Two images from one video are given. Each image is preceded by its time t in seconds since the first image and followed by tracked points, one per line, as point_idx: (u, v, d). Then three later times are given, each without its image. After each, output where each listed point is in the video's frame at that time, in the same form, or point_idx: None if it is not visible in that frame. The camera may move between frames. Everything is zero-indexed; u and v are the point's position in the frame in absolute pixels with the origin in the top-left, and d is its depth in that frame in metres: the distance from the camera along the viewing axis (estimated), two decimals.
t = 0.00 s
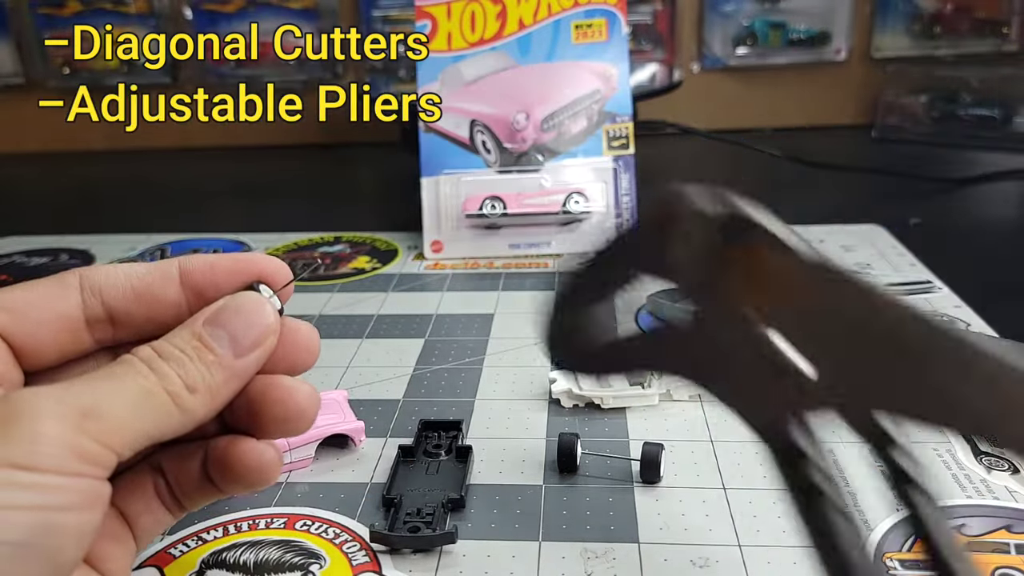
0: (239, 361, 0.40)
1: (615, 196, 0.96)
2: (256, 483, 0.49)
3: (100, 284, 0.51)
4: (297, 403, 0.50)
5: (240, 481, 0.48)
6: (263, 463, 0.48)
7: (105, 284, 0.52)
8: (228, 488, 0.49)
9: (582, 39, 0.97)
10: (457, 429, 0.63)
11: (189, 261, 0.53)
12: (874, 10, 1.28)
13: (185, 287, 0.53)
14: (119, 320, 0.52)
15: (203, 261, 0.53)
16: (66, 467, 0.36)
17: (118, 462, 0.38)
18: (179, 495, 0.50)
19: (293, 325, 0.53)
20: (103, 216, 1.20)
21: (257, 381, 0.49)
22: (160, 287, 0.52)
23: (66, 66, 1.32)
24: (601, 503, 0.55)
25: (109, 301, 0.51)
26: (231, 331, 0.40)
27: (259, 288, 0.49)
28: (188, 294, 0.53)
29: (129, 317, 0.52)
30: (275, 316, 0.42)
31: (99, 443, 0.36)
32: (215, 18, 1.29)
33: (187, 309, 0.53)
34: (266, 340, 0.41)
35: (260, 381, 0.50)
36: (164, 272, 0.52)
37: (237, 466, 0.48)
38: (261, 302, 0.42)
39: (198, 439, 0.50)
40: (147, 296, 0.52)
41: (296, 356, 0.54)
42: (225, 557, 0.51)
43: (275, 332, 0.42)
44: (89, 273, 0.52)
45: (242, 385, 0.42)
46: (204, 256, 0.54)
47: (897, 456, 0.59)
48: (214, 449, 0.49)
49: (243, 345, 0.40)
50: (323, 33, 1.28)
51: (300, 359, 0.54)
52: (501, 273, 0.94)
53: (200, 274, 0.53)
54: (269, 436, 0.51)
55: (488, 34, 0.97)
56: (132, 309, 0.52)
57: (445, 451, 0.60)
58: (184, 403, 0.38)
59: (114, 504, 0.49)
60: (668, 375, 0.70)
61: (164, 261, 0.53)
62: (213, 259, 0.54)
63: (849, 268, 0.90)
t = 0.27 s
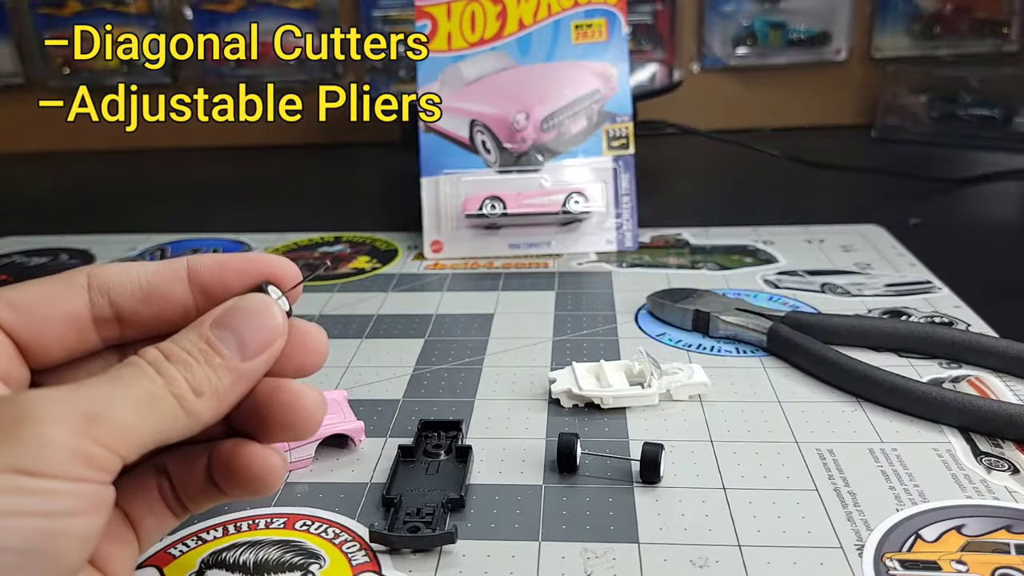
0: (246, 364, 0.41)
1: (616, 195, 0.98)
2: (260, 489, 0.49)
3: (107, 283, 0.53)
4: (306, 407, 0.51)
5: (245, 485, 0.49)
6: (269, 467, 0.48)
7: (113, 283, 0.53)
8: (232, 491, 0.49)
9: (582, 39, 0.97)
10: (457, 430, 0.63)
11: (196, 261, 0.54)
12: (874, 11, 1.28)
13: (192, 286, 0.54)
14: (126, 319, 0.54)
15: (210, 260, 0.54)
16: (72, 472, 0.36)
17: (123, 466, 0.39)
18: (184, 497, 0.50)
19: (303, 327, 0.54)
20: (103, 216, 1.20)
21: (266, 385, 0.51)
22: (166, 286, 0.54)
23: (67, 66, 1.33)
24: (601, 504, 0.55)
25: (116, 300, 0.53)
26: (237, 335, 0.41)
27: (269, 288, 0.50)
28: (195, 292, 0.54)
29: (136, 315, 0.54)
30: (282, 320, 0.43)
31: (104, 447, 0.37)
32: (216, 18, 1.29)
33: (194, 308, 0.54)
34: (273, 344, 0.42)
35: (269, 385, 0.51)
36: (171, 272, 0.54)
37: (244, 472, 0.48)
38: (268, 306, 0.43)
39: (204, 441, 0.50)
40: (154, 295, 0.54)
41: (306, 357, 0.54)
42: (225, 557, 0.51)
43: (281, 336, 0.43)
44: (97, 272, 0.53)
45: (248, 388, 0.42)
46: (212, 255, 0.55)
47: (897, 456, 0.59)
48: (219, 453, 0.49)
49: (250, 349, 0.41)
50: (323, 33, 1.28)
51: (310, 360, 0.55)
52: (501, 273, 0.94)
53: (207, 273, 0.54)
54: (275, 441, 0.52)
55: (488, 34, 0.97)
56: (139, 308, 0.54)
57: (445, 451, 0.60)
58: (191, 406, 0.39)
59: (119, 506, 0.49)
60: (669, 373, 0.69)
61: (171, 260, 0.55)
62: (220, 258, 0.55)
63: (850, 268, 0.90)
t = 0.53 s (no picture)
0: (250, 370, 0.41)
1: (615, 195, 0.98)
2: (263, 493, 0.49)
3: (112, 286, 0.53)
4: (308, 410, 0.51)
5: (247, 489, 0.49)
6: (271, 472, 0.49)
7: (118, 286, 0.53)
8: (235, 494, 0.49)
9: (582, 39, 0.97)
10: (457, 429, 0.63)
11: (202, 264, 0.55)
12: (874, 11, 1.28)
13: (197, 289, 0.54)
14: (131, 321, 0.54)
15: (216, 264, 0.55)
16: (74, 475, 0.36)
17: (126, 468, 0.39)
18: (186, 500, 0.50)
19: (306, 332, 0.55)
20: (103, 216, 1.20)
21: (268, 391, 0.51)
22: (171, 289, 0.54)
23: (67, 66, 1.33)
24: (601, 504, 0.55)
25: (122, 303, 0.53)
26: (242, 340, 0.41)
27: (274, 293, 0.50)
28: (200, 296, 0.54)
29: (140, 318, 0.54)
30: (287, 325, 0.44)
31: (105, 449, 0.37)
32: (216, 18, 1.29)
33: (198, 311, 0.55)
34: (278, 350, 0.42)
35: (273, 389, 0.51)
36: (176, 275, 0.54)
37: (247, 476, 0.49)
38: (273, 311, 0.43)
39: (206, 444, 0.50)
40: (159, 298, 0.54)
41: (309, 362, 0.55)
42: (225, 557, 0.51)
43: (286, 342, 0.43)
44: (102, 274, 0.54)
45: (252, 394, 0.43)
46: (216, 258, 0.55)
47: (897, 456, 0.59)
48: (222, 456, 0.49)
49: (255, 354, 0.41)
50: (323, 33, 1.28)
51: (314, 365, 0.55)
52: (501, 273, 0.94)
53: (212, 277, 0.54)
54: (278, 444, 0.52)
55: (488, 34, 0.97)
56: (144, 311, 0.54)
57: (445, 451, 0.60)
58: (195, 411, 0.39)
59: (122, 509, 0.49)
60: (669, 373, 0.69)
61: (176, 262, 0.55)
62: (225, 263, 0.55)
63: (850, 268, 0.90)
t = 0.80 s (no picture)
0: (261, 380, 0.41)
1: (615, 195, 0.98)
2: (268, 501, 0.50)
3: (121, 288, 0.53)
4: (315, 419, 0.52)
5: (253, 497, 0.49)
6: (278, 482, 0.49)
7: (127, 288, 0.54)
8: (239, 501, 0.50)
9: (582, 38, 0.97)
10: (457, 429, 0.63)
11: (213, 266, 0.54)
12: (874, 11, 1.28)
13: (207, 292, 0.54)
14: (139, 323, 0.55)
15: (227, 268, 0.54)
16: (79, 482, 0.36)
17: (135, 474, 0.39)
18: (189, 505, 0.50)
19: (320, 337, 0.55)
20: (103, 216, 1.20)
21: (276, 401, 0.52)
22: (181, 292, 0.54)
23: (67, 66, 1.33)
24: (601, 504, 0.55)
25: (130, 305, 0.54)
26: (255, 348, 0.40)
27: (287, 295, 0.49)
28: (209, 299, 0.54)
29: (148, 320, 0.55)
30: (301, 333, 0.43)
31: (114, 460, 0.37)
32: (216, 18, 1.29)
33: (208, 313, 0.55)
34: (290, 360, 0.42)
35: (283, 397, 0.52)
36: (186, 277, 0.54)
37: (253, 484, 0.49)
38: (287, 319, 0.42)
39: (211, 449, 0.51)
40: (167, 301, 0.54)
41: (321, 367, 0.55)
42: (225, 557, 0.51)
43: (300, 351, 0.42)
44: (111, 276, 0.54)
45: (263, 401, 0.42)
46: (229, 262, 0.55)
47: (897, 456, 0.59)
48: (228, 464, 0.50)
49: (266, 365, 0.41)
50: (323, 33, 1.28)
51: (325, 370, 0.56)
52: (501, 273, 0.94)
53: (222, 280, 0.54)
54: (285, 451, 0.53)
55: (489, 34, 0.97)
56: (152, 314, 0.54)
57: (445, 451, 0.60)
58: (205, 419, 0.39)
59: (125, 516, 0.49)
60: (669, 373, 0.69)
61: (188, 265, 0.55)
62: (237, 266, 0.55)
63: (850, 268, 0.90)
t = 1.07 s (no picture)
0: (290, 399, 0.40)
1: (615, 195, 0.98)
2: (284, 517, 0.50)
3: (152, 291, 0.53)
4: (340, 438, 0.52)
5: (270, 513, 0.50)
6: (297, 501, 0.49)
7: (157, 291, 0.53)
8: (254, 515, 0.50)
9: (582, 39, 0.97)
10: (457, 429, 0.63)
11: (245, 271, 0.53)
12: (874, 11, 1.28)
13: (240, 299, 0.53)
14: (167, 326, 0.54)
15: (261, 276, 0.52)
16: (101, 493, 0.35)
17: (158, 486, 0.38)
18: (203, 514, 0.50)
19: (348, 345, 0.54)
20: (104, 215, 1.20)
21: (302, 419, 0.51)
22: (213, 298, 0.53)
23: (66, 66, 1.33)
24: (600, 504, 0.55)
25: (159, 308, 0.53)
26: (287, 366, 0.40)
27: (321, 309, 0.48)
28: (241, 306, 0.53)
29: (176, 323, 0.54)
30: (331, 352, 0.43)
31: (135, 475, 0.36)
32: (216, 18, 1.29)
33: (238, 320, 0.54)
34: (320, 380, 0.41)
35: (311, 413, 0.51)
36: (218, 283, 0.53)
37: (272, 499, 0.49)
38: (320, 338, 0.42)
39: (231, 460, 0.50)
40: (197, 306, 0.53)
41: (350, 375, 0.54)
42: (225, 557, 0.51)
43: (330, 372, 0.42)
44: (142, 277, 0.53)
45: (287, 419, 0.42)
46: (266, 269, 0.53)
47: (897, 456, 0.59)
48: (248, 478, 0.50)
49: (297, 383, 0.40)
50: (323, 33, 1.28)
51: (354, 378, 0.55)
52: (501, 273, 0.94)
53: (255, 287, 0.52)
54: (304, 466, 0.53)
55: (489, 34, 0.97)
56: (181, 318, 0.54)
57: (445, 451, 0.60)
58: (231, 435, 0.39)
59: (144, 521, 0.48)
60: (669, 373, 0.69)
61: (220, 269, 0.54)
62: (271, 273, 0.53)
63: (850, 268, 0.90)
